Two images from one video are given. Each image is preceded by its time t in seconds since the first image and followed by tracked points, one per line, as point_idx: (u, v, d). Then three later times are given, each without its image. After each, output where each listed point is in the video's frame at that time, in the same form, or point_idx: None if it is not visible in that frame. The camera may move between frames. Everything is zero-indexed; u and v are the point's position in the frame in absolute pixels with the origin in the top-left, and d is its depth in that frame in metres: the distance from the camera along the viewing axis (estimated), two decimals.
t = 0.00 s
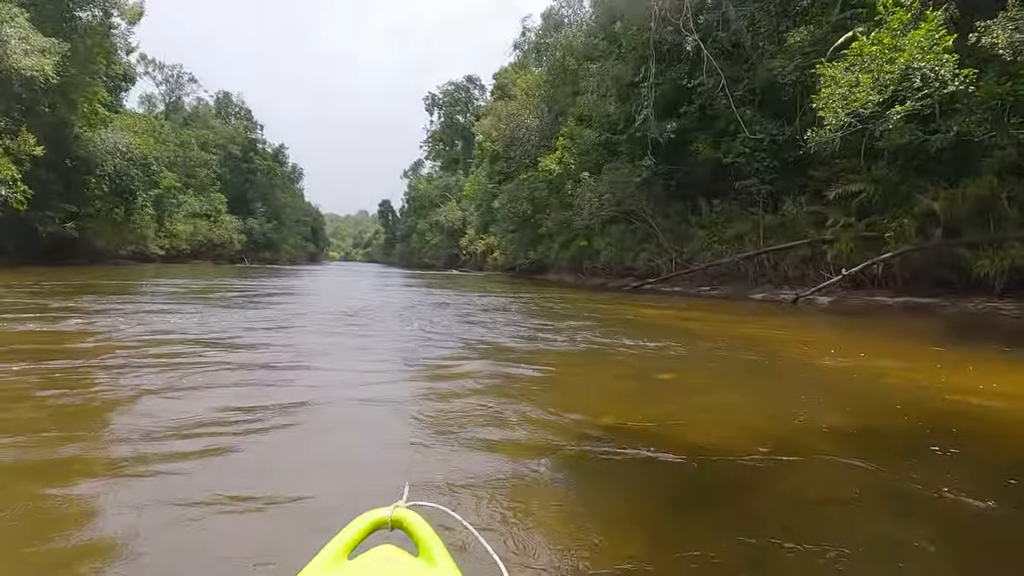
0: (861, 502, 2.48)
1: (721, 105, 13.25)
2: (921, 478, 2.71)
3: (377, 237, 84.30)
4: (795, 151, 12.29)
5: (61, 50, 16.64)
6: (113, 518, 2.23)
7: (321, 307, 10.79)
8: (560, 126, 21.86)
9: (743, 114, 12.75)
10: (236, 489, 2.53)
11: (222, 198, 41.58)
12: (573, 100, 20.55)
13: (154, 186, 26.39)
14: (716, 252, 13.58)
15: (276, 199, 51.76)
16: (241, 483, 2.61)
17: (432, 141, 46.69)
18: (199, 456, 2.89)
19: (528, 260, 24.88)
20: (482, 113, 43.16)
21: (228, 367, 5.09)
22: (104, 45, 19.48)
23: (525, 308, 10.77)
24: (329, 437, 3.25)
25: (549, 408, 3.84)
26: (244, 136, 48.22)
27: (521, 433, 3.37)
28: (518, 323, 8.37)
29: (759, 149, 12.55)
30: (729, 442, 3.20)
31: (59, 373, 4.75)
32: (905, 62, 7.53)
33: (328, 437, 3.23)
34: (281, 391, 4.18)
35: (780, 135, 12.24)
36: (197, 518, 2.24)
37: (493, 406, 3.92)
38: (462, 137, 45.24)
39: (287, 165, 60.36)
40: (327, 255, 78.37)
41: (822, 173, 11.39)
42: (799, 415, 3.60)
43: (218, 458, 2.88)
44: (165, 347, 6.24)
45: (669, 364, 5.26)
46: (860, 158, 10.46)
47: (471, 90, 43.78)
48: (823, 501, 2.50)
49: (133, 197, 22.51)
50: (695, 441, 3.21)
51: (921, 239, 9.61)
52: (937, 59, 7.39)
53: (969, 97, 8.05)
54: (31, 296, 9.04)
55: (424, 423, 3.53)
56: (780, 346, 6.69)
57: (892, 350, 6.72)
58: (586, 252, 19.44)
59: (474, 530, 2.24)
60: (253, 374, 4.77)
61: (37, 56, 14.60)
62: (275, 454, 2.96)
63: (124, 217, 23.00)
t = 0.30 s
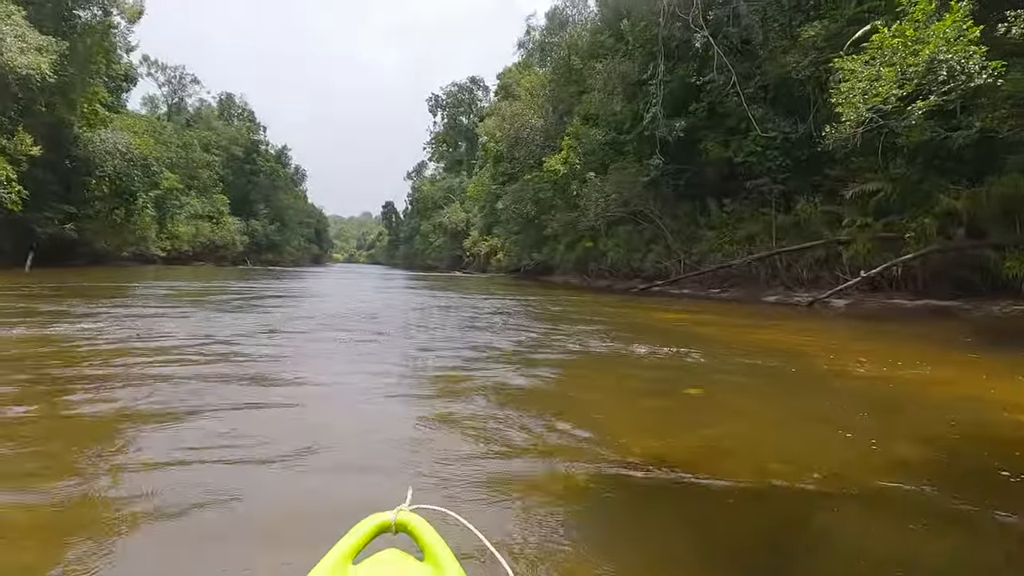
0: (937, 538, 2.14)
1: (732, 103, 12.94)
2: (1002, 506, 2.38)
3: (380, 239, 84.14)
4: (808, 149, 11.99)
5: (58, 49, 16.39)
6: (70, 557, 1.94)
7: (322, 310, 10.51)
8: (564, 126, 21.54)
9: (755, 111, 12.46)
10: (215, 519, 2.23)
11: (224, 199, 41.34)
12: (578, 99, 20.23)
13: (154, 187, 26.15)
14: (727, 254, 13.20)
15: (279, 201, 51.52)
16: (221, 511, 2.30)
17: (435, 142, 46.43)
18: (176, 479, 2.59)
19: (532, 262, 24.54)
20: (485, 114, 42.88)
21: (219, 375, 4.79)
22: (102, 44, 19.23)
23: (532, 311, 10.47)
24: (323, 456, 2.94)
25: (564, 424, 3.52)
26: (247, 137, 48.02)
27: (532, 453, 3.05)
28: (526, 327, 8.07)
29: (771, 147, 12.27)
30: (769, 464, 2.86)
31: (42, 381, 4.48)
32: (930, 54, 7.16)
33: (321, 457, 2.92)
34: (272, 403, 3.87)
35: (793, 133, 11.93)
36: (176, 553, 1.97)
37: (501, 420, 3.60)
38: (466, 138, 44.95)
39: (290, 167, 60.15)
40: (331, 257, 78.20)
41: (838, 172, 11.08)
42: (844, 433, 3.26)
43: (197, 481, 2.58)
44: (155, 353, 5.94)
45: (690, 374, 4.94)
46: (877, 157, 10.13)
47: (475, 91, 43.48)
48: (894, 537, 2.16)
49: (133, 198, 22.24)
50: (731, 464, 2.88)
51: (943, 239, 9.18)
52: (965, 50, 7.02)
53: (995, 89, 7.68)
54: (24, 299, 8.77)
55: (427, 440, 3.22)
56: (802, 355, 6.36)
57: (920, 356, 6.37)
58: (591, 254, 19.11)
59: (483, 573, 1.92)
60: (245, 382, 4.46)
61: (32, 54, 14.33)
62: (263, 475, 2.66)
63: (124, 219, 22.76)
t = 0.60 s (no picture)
0: None
1: (744, 99, 12.60)
2: None
3: (383, 240, 83.88)
4: (824, 145, 11.67)
5: (56, 46, 16.12)
6: None
7: (324, 312, 10.26)
8: (570, 124, 21.23)
9: (768, 107, 12.14)
10: (191, 555, 1.95)
11: (227, 199, 41.06)
12: (585, 97, 19.93)
13: (156, 187, 25.97)
14: (738, 253, 12.87)
15: (282, 201, 51.29)
16: (204, 542, 2.04)
17: (439, 142, 46.15)
18: (152, 506, 2.31)
19: (537, 261, 24.23)
20: (490, 113, 42.56)
21: (211, 383, 4.51)
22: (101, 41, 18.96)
23: (540, 313, 10.22)
24: (320, 474, 2.67)
25: (582, 440, 3.20)
26: (250, 137, 47.77)
27: (550, 473, 2.72)
28: (534, 330, 7.82)
29: (785, 143, 11.95)
30: (826, 494, 2.52)
31: (30, 387, 4.25)
32: (959, 43, 6.77)
33: (316, 476, 2.63)
34: (265, 413, 3.59)
35: (807, 129, 11.63)
36: None
37: (514, 433, 3.29)
38: (470, 138, 44.65)
39: (294, 167, 59.92)
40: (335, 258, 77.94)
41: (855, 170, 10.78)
42: (901, 454, 2.91)
43: (175, 508, 2.30)
44: (147, 358, 5.66)
45: (714, 383, 4.60)
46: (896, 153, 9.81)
47: (479, 90, 43.18)
48: None
49: (135, 199, 22.00)
50: (782, 492, 2.54)
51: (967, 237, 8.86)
52: (995, 39, 6.70)
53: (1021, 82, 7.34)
54: (18, 301, 8.54)
55: (434, 456, 2.93)
56: (826, 358, 6.07)
57: (952, 360, 6.04)
58: (597, 253, 18.80)
59: None
60: (237, 390, 4.18)
61: (29, 51, 14.09)
62: (249, 499, 2.38)
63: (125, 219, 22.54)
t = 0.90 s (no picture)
0: None
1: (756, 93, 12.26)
2: None
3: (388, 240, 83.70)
4: (840, 140, 11.33)
5: (54, 43, 15.88)
6: None
7: (326, 313, 9.98)
8: (576, 121, 20.92)
9: (781, 102, 11.80)
10: None
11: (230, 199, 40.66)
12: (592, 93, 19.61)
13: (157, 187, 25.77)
14: (751, 252, 12.51)
15: (286, 200, 51.06)
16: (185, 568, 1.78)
17: (443, 141, 45.87)
18: (129, 524, 2.05)
19: (543, 261, 23.90)
20: (494, 112, 42.23)
21: (202, 386, 4.23)
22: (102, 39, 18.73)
23: (548, 314, 9.94)
24: (317, 490, 2.40)
25: (601, 454, 2.87)
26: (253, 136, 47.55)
27: (564, 496, 2.39)
28: (543, 332, 7.54)
29: (799, 139, 11.59)
30: (894, 528, 2.11)
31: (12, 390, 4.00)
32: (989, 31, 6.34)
33: (302, 496, 2.33)
34: (257, 420, 3.29)
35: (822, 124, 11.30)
36: None
37: (520, 450, 2.96)
38: (474, 137, 44.36)
39: (298, 167, 59.70)
40: (339, 258, 77.72)
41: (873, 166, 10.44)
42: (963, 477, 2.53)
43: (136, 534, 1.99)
44: (138, 360, 5.38)
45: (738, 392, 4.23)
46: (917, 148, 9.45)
47: (483, 89, 42.89)
48: None
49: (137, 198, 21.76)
50: (834, 521, 2.18)
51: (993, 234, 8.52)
52: None
53: None
54: (13, 301, 8.30)
55: (435, 475, 2.62)
56: (854, 364, 5.75)
57: (989, 368, 5.67)
58: (604, 253, 18.47)
59: None
60: (227, 394, 3.88)
61: (27, 47, 13.85)
62: (220, 523, 2.07)
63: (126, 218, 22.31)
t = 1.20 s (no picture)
0: None
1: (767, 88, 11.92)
2: None
3: (391, 240, 83.47)
4: (855, 136, 11.02)
5: (51, 40, 15.61)
6: None
7: (327, 315, 9.72)
8: (582, 119, 20.62)
9: (793, 96, 11.45)
10: None
11: (235, 200, 40.09)
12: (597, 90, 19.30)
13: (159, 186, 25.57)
14: (762, 251, 12.15)
15: (289, 200, 50.82)
16: None
17: (446, 140, 45.63)
18: (109, 561, 1.82)
19: (547, 261, 23.61)
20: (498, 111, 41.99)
21: (197, 394, 3.99)
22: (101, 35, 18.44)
23: (556, 315, 9.68)
24: (319, 516, 2.17)
25: (620, 470, 2.65)
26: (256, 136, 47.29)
27: (586, 519, 2.17)
28: (552, 335, 7.29)
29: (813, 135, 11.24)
30: (959, 561, 1.85)
31: None
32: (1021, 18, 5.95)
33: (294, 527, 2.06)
34: (254, 434, 3.06)
35: (837, 119, 10.97)
36: None
37: (535, 469, 2.67)
38: (478, 136, 44.12)
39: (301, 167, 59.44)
40: (343, 258, 77.49)
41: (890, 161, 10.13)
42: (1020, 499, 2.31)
43: None
44: (131, 365, 5.14)
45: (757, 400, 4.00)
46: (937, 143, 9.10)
47: (486, 87, 42.64)
48: None
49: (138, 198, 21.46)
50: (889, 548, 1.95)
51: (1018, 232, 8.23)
52: None
53: None
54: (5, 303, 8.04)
55: (445, 496, 2.37)
56: (881, 369, 5.48)
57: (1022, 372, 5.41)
58: (611, 253, 18.18)
59: None
60: (222, 403, 3.64)
61: (23, 44, 13.58)
62: (206, 558, 1.84)
63: (128, 217, 22.02)
